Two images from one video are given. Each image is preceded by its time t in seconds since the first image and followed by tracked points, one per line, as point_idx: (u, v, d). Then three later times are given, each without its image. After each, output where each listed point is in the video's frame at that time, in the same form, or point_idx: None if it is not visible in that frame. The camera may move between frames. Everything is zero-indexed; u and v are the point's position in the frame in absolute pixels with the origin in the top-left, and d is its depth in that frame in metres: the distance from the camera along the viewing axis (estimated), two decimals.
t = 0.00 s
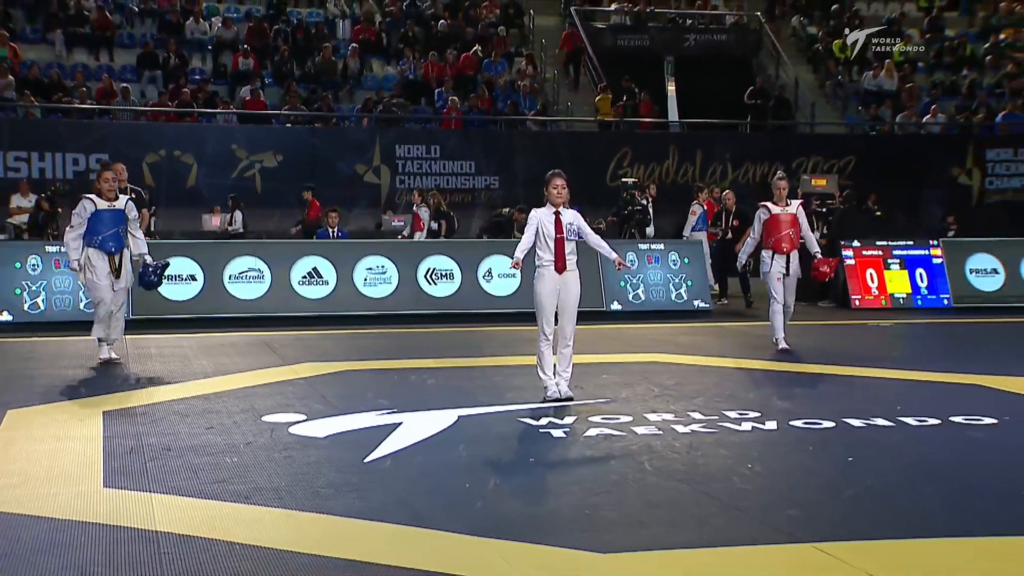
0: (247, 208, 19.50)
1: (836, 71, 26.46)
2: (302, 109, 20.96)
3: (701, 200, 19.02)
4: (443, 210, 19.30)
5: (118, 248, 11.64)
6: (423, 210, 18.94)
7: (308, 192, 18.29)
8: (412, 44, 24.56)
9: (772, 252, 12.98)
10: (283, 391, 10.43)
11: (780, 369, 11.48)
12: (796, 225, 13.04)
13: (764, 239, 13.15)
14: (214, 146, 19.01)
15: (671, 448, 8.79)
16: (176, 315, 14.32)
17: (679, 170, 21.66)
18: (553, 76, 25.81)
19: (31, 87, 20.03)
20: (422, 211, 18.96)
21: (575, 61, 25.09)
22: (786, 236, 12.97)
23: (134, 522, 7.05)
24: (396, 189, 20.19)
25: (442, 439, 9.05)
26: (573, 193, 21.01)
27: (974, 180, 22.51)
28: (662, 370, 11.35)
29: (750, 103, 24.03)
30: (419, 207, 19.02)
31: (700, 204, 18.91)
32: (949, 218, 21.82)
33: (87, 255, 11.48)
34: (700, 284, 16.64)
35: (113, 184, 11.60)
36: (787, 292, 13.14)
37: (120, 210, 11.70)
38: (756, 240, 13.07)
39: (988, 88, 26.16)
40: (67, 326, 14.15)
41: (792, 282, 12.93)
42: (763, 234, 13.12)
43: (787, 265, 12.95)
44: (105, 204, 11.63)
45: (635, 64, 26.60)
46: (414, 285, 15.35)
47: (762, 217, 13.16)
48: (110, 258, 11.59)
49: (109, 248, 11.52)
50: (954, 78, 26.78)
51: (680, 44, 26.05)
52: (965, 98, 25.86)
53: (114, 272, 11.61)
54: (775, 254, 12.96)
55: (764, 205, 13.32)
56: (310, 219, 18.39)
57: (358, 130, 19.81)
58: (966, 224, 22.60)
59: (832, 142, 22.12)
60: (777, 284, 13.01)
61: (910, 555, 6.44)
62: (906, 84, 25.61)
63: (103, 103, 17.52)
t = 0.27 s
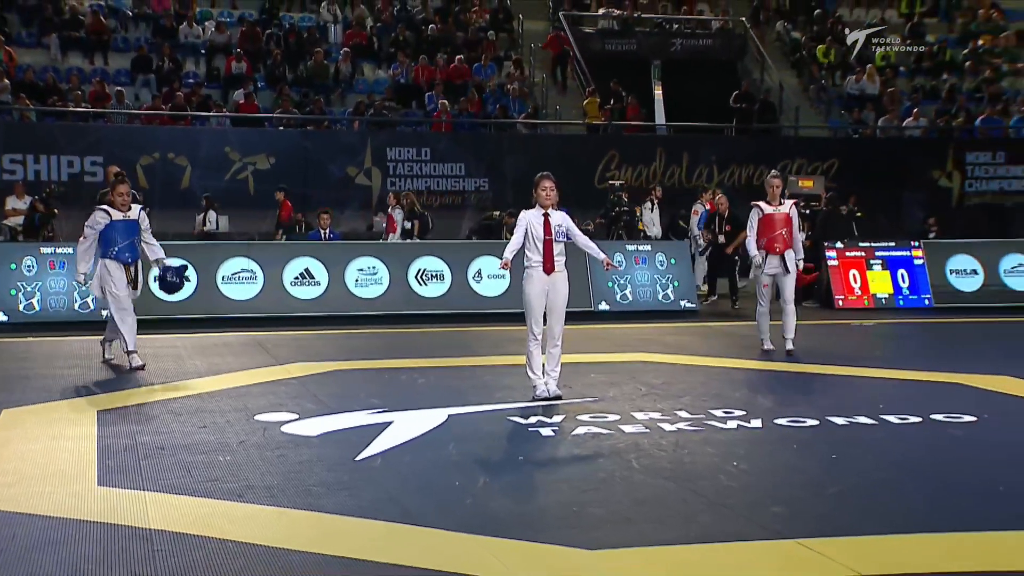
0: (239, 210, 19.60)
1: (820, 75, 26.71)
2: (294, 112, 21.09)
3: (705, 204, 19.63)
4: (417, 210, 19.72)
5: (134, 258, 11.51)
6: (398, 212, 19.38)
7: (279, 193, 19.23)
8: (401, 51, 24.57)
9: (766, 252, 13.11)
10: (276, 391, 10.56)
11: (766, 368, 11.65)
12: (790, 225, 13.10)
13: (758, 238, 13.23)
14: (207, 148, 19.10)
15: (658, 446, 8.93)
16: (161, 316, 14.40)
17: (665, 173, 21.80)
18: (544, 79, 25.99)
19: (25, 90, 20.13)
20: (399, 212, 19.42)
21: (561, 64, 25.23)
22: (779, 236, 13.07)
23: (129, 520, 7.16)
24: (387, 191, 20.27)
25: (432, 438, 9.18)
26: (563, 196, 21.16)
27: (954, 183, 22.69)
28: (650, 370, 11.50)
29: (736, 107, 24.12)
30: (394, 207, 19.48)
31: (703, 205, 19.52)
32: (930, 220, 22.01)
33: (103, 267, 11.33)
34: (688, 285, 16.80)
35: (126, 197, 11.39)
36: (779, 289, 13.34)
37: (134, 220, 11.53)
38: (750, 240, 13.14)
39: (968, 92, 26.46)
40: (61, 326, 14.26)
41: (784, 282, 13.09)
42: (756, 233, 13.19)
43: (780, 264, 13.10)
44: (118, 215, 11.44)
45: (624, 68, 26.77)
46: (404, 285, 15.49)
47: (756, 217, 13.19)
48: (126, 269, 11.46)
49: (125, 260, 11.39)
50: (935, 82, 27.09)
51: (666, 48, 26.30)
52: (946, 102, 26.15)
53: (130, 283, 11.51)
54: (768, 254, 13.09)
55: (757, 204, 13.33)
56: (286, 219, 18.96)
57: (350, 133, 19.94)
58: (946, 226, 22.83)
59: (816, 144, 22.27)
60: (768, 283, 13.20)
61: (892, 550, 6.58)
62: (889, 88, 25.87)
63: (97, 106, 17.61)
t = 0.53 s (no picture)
0: (228, 210, 19.58)
1: (808, 76, 26.78)
2: (283, 112, 21.09)
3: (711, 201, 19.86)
4: (389, 211, 18.90)
5: (138, 251, 11.28)
6: (372, 215, 18.58)
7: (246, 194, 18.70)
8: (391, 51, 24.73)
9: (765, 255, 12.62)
10: (265, 391, 10.56)
11: (754, 368, 11.69)
12: (791, 228, 12.57)
13: (756, 240, 12.71)
14: (197, 148, 19.09)
15: (646, 446, 8.95)
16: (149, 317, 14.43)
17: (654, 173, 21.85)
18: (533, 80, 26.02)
19: (13, 90, 20.08)
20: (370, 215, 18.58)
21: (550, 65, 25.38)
22: (779, 239, 12.55)
23: (116, 520, 7.16)
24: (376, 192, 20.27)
25: (420, 438, 9.19)
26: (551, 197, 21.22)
27: (940, 184, 22.78)
28: (638, 369, 11.54)
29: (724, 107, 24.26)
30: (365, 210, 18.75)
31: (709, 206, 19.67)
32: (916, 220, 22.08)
33: (107, 257, 11.10)
34: (678, 285, 16.83)
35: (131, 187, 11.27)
36: (777, 293, 12.89)
37: (139, 212, 11.37)
38: (748, 243, 12.63)
39: (954, 94, 26.58)
40: (49, 326, 14.24)
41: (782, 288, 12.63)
42: (755, 236, 12.66)
43: (778, 268, 12.65)
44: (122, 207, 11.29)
45: (613, 68, 26.80)
46: (394, 286, 15.49)
47: (755, 219, 12.63)
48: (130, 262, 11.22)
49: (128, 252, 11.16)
50: (921, 83, 27.20)
51: (654, 49, 26.27)
52: (933, 103, 26.26)
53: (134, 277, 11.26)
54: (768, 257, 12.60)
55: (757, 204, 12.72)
56: (255, 221, 18.40)
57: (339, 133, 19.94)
58: (933, 226, 22.92)
59: (803, 144, 22.37)
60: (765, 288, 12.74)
61: (879, 548, 6.60)
62: (877, 89, 25.95)
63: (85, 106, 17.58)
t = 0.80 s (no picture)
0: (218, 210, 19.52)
1: (798, 76, 26.84)
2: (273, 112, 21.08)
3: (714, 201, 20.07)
4: (361, 211, 19.21)
5: (146, 261, 10.92)
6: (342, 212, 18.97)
7: (217, 194, 18.91)
8: (381, 51, 24.71)
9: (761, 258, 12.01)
10: (255, 391, 10.54)
11: (743, 368, 11.72)
12: (789, 229, 12.01)
13: (753, 242, 12.12)
14: (186, 148, 19.05)
15: (636, 446, 8.96)
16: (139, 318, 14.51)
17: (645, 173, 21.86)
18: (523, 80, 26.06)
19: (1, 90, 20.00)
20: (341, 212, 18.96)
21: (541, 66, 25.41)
22: (777, 241, 11.97)
23: (105, 521, 7.14)
24: (367, 192, 20.26)
25: (411, 438, 9.18)
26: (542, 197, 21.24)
27: (929, 184, 22.89)
28: (629, 369, 11.55)
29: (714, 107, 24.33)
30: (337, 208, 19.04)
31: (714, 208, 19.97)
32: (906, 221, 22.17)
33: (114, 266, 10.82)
34: (668, 285, 16.86)
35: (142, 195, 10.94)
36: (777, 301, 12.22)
37: (149, 221, 11.02)
38: (745, 244, 12.04)
39: (942, 94, 26.68)
40: (38, 327, 14.19)
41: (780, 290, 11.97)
42: (751, 239, 12.11)
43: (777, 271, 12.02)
44: (134, 215, 10.97)
45: (604, 69, 26.83)
46: (384, 286, 15.49)
47: (751, 221, 12.12)
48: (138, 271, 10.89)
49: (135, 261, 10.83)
50: (910, 83, 27.29)
51: (644, 50, 26.53)
52: (921, 104, 26.36)
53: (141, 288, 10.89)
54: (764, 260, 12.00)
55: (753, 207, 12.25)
56: (223, 222, 18.80)
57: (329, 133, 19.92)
58: (923, 226, 23.00)
59: (793, 145, 22.43)
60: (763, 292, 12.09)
61: (869, 548, 6.62)
62: (866, 90, 26.03)
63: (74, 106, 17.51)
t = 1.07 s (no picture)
0: (210, 211, 19.48)
1: (792, 77, 26.87)
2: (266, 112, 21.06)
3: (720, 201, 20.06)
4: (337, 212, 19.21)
5: (160, 255, 10.82)
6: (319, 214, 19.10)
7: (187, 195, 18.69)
8: (374, 52, 24.70)
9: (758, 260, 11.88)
10: (247, 392, 10.53)
11: (736, 368, 11.74)
12: (786, 230, 11.90)
13: (751, 245, 11.97)
14: (179, 148, 19.02)
15: (629, 446, 8.96)
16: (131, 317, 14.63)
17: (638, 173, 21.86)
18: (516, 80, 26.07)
19: None
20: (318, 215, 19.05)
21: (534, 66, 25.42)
22: (774, 242, 11.83)
23: (97, 522, 7.12)
24: (360, 192, 20.25)
25: (404, 438, 9.18)
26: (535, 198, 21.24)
27: (922, 184, 22.95)
28: (622, 370, 11.56)
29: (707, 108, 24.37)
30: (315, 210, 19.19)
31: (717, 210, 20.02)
32: (899, 221, 22.21)
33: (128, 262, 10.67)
34: (661, 285, 16.87)
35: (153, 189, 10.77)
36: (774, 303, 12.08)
37: (160, 214, 10.89)
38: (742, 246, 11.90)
39: (934, 95, 26.74)
40: (30, 327, 14.16)
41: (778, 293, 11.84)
42: (748, 241, 11.97)
43: (774, 273, 11.86)
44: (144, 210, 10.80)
45: (597, 69, 26.85)
46: (377, 286, 15.48)
47: (748, 222, 11.98)
48: (152, 267, 10.78)
49: (150, 257, 10.71)
50: (902, 84, 27.34)
51: (637, 50, 26.51)
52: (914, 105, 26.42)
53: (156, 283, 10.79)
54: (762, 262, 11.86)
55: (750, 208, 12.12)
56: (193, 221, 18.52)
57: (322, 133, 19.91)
58: (916, 226, 23.05)
59: (787, 145, 22.45)
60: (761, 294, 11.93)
61: (862, 547, 6.63)
62: (859, 90, 26.08)
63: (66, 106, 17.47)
